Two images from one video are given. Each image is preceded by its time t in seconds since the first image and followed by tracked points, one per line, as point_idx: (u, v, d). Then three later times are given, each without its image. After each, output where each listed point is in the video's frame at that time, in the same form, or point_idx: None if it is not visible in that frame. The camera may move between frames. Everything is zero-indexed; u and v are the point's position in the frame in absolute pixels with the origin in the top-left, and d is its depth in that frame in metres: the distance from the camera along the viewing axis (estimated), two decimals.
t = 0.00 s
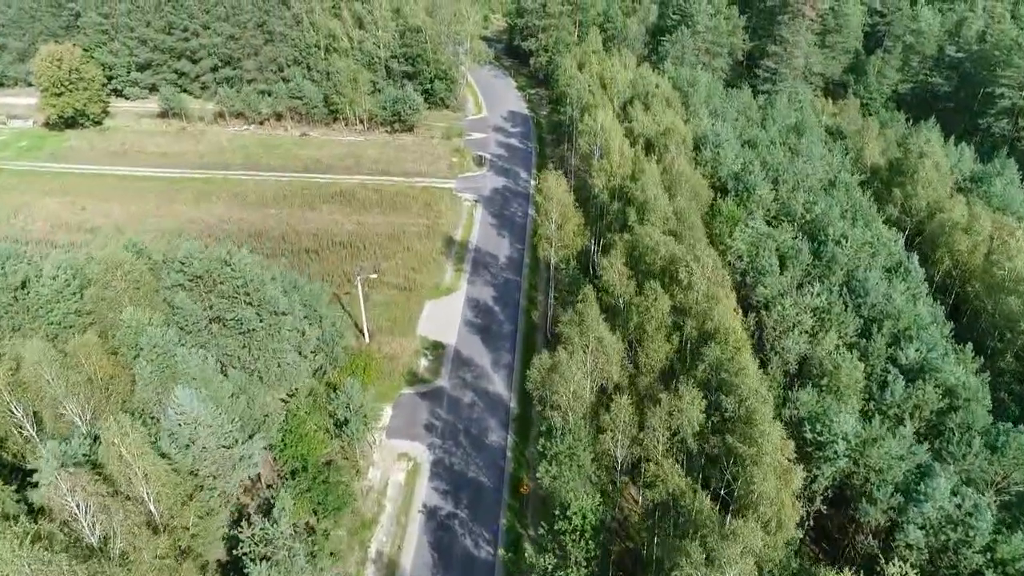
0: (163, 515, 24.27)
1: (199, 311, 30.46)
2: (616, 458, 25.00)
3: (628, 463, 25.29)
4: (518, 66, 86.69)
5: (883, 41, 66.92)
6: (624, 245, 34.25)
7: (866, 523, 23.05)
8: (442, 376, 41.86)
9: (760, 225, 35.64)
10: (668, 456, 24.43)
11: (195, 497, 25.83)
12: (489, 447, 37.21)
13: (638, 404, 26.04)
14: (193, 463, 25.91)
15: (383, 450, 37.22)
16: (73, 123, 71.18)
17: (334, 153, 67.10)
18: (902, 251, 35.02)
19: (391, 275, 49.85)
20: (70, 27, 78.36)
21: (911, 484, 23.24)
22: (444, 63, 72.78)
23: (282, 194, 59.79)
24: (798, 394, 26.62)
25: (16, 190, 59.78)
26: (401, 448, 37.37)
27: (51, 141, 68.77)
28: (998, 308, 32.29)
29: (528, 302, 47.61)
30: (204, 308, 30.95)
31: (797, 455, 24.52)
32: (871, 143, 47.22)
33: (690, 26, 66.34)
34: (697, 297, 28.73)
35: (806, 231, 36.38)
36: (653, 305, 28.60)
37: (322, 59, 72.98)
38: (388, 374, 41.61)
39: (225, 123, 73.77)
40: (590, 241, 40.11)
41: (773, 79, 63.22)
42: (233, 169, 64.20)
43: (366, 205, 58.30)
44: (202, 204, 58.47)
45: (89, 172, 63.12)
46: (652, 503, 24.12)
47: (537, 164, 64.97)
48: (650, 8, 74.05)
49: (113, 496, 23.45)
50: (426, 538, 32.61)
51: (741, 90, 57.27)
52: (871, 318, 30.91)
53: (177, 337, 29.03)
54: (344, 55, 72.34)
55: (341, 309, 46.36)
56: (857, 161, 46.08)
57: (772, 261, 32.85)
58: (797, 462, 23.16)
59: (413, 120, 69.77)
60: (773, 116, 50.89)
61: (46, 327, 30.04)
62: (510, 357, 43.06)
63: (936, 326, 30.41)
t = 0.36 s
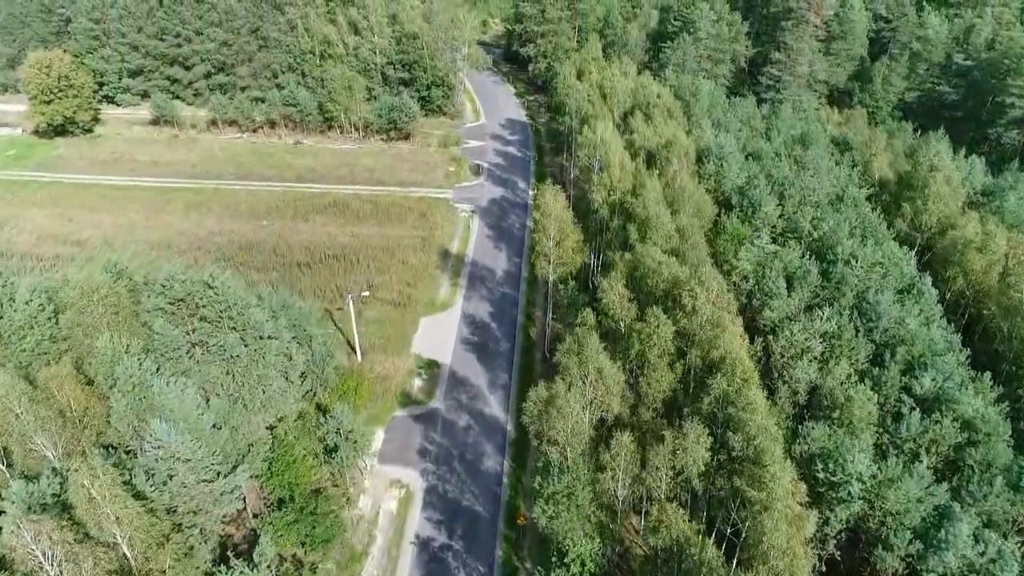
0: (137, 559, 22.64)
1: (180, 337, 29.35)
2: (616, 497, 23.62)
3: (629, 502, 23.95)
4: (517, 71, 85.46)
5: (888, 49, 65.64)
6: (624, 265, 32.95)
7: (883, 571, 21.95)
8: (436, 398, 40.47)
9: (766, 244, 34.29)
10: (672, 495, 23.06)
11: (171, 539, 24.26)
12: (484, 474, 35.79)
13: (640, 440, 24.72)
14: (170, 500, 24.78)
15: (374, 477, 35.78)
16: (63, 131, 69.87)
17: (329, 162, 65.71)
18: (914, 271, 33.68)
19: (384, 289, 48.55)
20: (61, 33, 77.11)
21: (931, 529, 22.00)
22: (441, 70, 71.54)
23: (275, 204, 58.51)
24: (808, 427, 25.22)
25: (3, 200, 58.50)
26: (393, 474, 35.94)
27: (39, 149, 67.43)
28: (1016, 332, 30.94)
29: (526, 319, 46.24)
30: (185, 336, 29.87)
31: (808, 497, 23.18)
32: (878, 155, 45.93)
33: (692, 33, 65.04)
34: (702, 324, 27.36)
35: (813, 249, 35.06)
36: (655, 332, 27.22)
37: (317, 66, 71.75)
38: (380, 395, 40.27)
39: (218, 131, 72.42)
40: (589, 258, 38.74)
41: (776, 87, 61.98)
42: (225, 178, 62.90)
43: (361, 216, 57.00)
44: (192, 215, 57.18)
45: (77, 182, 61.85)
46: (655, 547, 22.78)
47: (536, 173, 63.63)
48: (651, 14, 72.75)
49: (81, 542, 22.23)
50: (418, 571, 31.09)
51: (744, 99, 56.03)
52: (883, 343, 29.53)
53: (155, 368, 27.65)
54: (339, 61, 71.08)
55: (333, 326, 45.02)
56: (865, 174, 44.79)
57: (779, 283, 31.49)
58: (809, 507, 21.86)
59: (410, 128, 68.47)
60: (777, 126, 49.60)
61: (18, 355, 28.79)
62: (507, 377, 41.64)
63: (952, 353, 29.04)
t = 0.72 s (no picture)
0: None
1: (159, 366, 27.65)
2: (618, 543, 22.07)
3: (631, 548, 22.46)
4: (516, 77, 84.23)
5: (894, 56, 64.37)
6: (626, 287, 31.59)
7: None
8: (430, 421, 39.00)
9: (774, 263, 32.91)
10: (678, 541, 21.62)
11: None
12: (479, 502, 34.24)
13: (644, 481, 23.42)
14: (145, 543, 24.14)
15: (366, 505, 34.19)
16: (52, 139, 68.56)
17: (324, 171, 64.39)
18: (927, 292, 32.29)
19: (378, 305, 47.19)
20: (52, 38, 75.85)
21: None
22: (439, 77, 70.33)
23: (268, 215, 57.19)
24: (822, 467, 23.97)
25: None
26: (385, 502, 34.34)
27: (28, 157, 66.12)
28: None
29: (524, 336, 44.89)
30: (166, 364, 28.26)
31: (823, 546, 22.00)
32: (886, 169, 44.68)
33: (694, 40, 63.78)
34: (708, 354, 26.01)
35: (823, 269, 33.71)
36: (659, 362, 25.85)
37: (312, 73, 70.48)
38: (372, 418, 38.79)
39: (211, 138, 71.08)
40: (589, 276, 37.33)
41: (780, 96, 60.72)
42: (217, 188, 61.58)
43: (355, 228, 55.65)
44: (183, 227, 55.85)
45: (65, 192, 60.46)
46: None
47: (535, 183, 62.33)
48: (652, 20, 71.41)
49: None
50: None
51: (748, 108, 54.73)
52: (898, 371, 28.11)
53: (130, 402, 25.97)
54: (334, 67, 69.94)
55: (325, 344, 43.68)
56: (874, 187, 43.51)
57: (788, 307, 30.08)
58: (824, 559, 20.59)
59: (406, 137, 67.18)
60: (782, 137, 48.31)
61: None
62: (504, 399, 40.21)
63: (971, 382, 27.64)
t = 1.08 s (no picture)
0: None
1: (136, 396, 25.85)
2: None
3: None
4: (515, 84, 82.97)
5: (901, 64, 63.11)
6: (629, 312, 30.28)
7: None
8: (425, 446, 37.59)
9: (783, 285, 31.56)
10: None
11: None
12: (476, 533, 32.80)
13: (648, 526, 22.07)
14: None
15: (358, 536, 32.69)
16: (42, 147, 67.35)
17: (318, 181, 63.01)
18: (944, 317, 30.92)
19: (373, 322, 45.83)
20: (42, 44, 74.63)
21: None
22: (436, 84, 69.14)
23: (260, 227, 55.89)
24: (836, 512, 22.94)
25: None
26: (378, 533, 32.85)
27: (17, 166, 64.89)
28: None
29: (522, 355, 43.49)
30: (144, 394, 26.38)
31: None
32: (897, 183, 43.33)
33: (697, 47, 62.47)
34: (717, 387, 24.61)
35: (834, 291, 32.38)
36: (664, 396, 24.47)
37: (308, 80, 69.20)
38: (365, 442, 37.36)
39: (204, 147, 69.84)
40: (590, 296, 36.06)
41: (785, 104, 59.39)
42: (209, 198, 60.26)
43: (350, 240, 54.32)
44: (173, 239, 54.55)
45: (53, 202, 59.20)
46: None
47: (534, 194, 60.98)
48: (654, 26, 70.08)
49: None
50: None
51: (752, 118, 53.42)
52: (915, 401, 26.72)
53: (106, 438, 24.45)
54: (329, 75, 68.77)
55: (317, 364, 42.34)
56: (884, 202, 42.16)
57: (799, 333, 28.74)
58: None
59: (403, 145, 65.84)
60: (789, 149, 46.98)
61: None
62: (502, 422, 38.84)
63: (993, 416, 26.31)
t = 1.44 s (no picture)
0: None
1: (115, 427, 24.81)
2: None
3: None
4: (515, 88, 81.76)
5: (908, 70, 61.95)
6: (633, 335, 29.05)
7: None
8: (421, 469, 36.17)
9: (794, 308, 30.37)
10: None
11: None
12: (474, 563, 31.26)
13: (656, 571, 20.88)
14: None
15: (350, 567, 31.04)
16: (32, 155, 66.07)
17: (314, 189, 61.71)
18: (962, 339, 29.57)
19: (368, 337, 44.54)
20: (33, 49, 73.33)
21: None
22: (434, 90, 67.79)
23: (254, 238, 54.61)
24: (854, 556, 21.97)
25: None
26: (371, 563, 31.22)
27: (6, 174, 63.61)
28: None
29: (522, 372, 42.19)
30: (126, 423, 25.33)
31: None
32: (908, 195, 42.09)
33: (701, 52, 61.21)
34: (727, 420, 23.33)
35: (846, 312, 31.09)
36: (672, 431, 23.10)
37: (304, 86, 67.90)
38: (359, 466, 35.94)
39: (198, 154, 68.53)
40: (590, 314, 35.39)
41: (791, 112, 58.16)
42: (202, 207, 58.97)
43: (346, 251, 53.03)
44: (164, 250, 53.27)
45: (42, 211, 57.92)
46: None
47: (534, 203, 59.67)
48: (656, 30, 68.67)
49: None
50: None
51: (758, 127, 52.18)
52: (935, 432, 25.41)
53: (82, 474, 23.34)
54: (326, 80, 67.18)
55: (310, 382, 41.12)
56: (895, 215, 40.89)
57: (812, 359, 27.41)
58: None
59: (401, 153, 64.51)
60: (796, 159, 45.74)
61: None
62: (501, 444, 37.43)
63: (1016, 447, 25.03)
